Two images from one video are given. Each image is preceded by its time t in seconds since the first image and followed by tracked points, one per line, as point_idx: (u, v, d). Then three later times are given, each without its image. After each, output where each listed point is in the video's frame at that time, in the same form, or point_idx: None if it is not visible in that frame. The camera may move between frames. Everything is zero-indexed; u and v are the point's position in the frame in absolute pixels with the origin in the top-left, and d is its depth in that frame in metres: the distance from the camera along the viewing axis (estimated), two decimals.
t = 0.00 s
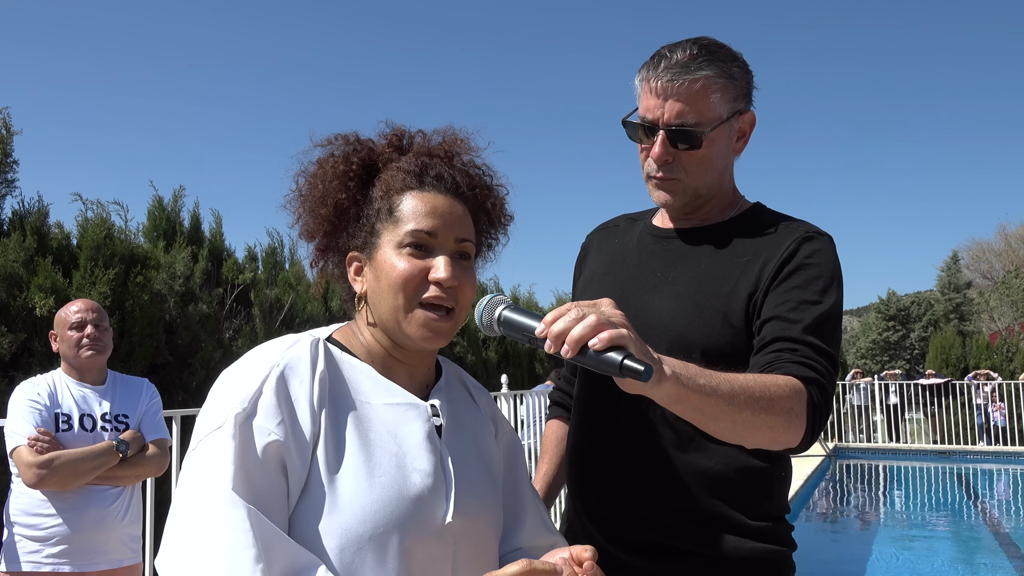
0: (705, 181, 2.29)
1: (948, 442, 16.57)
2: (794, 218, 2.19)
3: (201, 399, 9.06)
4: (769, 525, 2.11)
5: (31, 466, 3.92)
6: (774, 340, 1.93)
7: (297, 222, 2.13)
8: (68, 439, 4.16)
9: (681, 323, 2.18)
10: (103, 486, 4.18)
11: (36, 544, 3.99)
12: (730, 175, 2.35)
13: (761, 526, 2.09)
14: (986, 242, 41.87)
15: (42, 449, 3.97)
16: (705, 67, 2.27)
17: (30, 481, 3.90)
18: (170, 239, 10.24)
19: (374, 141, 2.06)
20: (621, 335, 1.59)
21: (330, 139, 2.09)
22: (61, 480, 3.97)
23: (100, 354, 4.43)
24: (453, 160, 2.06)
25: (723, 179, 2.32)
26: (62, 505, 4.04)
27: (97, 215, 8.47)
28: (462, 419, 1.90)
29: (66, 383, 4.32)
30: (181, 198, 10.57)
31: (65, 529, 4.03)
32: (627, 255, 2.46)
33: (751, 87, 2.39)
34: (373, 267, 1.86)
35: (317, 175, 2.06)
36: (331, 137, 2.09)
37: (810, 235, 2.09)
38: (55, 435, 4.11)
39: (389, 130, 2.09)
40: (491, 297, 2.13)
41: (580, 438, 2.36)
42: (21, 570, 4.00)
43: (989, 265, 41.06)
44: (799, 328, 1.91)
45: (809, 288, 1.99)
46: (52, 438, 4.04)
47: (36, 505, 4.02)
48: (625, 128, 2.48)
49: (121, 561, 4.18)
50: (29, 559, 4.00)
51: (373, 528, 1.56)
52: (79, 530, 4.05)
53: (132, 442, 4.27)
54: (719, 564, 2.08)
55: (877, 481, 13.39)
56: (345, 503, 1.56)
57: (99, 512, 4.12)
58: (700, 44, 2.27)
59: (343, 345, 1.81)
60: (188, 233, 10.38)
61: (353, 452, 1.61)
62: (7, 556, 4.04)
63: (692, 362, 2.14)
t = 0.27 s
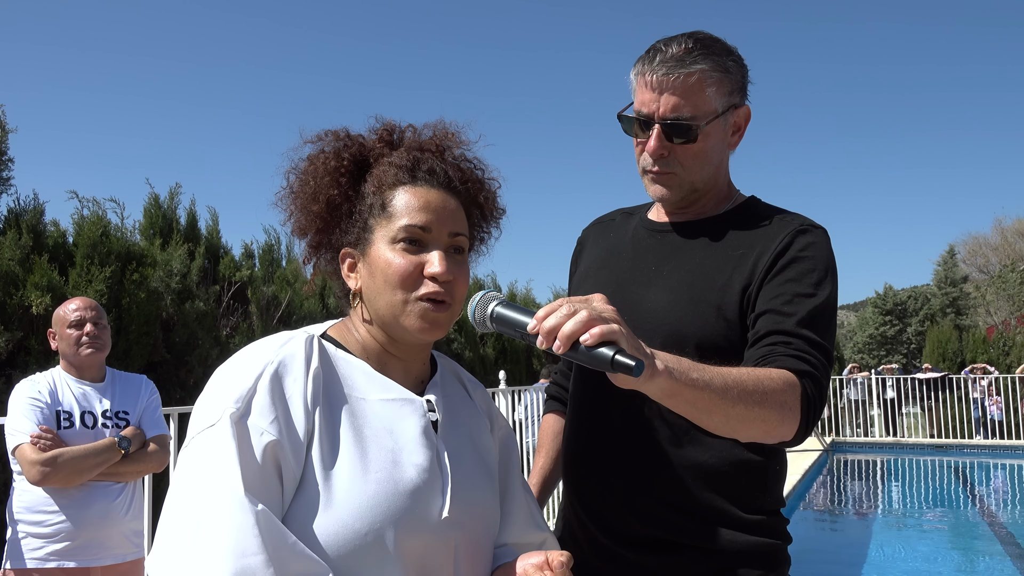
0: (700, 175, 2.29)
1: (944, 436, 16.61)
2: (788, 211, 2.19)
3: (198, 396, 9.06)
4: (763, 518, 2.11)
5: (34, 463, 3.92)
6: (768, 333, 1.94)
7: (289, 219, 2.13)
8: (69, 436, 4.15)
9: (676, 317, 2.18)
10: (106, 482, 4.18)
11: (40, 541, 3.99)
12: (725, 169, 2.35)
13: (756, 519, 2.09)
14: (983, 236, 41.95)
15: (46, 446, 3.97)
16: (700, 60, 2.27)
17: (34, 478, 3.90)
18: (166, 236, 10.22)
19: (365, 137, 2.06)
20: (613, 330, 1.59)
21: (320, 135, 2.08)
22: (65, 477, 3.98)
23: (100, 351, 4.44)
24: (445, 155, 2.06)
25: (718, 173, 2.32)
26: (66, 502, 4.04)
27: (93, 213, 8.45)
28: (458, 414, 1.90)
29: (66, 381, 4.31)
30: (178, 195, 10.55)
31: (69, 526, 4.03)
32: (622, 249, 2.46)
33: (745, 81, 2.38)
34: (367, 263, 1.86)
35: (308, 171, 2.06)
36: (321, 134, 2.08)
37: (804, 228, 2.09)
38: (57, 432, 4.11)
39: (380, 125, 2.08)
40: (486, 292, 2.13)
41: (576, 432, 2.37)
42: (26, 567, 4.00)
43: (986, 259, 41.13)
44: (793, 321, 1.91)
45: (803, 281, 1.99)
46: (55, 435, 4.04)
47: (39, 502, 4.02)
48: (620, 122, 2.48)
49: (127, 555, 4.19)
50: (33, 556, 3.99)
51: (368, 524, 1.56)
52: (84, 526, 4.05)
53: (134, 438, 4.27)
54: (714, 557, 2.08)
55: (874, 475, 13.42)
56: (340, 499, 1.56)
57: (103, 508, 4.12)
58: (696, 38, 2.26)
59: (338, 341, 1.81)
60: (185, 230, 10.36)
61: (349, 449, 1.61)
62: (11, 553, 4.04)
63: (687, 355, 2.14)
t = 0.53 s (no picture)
0: (696, 173, 2.28)
1: (942, 434, 16.63)
2: (784, 209, 2.19)
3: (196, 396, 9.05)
4: (760, 518, 2.11)
5: (40, 463, 3.91)
6: (765, 331, 1.93)
7: (282, 225, 2.12)
8: (73, 436, 4.14)
9: (673, 315, 2.17)
10: (111, 481, 4.18)
11: (45, 540, 3.97)
12: (720, 167, 2.34)
13: (753, 519, 2.09)
14: (980, 234, 42.02)
15: (50, 446, 3.97)
16: (695, 59, 2.26)
17: (39, 477, 3.90)
18: (163, 236, 10.20)
19: (352, 140, 2.05)
20: (608, 329, 1.59)
21: (309, 140, 2.07)
22: (70, 475, 3.98)
23: (102, 352, 4.40)
24: (433, 153, 2.05)
25: (713, 172, 2.32)
26: (70, 501, 4.02)
27: (89, 213, 8.43)
28: (453, 414, 1.90)
29: (69, 381, 4.29)
30: (174, 195, 10.53)
31: (75, 525, 4.01)
32: (618, 247, 2.45)
33: (740, 79, 2.38)
34: (356, 261, 1.85)
35: (298, 177, 2.05)
36: (309, 139, 2.08)
37: (800, 226, 2.09)
38: (61, 432, 4.10)
39: (367, 128, 2.08)
40: (480, 292, 2.13)
41: (572, 432, 2.36)
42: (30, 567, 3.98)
43: (982, 257, 41.20)
44: (790, 318, 1.91)
45: (799, 278, 1.99)
46: (59, 435, 4.04)
47: (43, 502, 4.00)
48: (614, 121, 2.48)
49: (133, 554, 4.18)
50: (37, 556, 3.97)
51: (365, 526, 1.56)
52: (89, 525, 4.04)
53: (137, 437, 4.30)
54: (712, 556, 2.08)
55: (871, 473, 13.43)
56: (335, 501, 1.55)
57: (108, 506, 4.11)
58: (690, 36, 2.25)
59: (331, 342, 1.80)
60: (182, 230, 10.34)
61: (344, 451, 1.60)
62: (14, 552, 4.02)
63: (684, 354, 2.14)
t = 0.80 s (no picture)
0: (690, 173, 2.28)
1: (938, 433, 16.66)
2: (779, 208, 2.18)
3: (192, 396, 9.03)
4: (755, 518, 2.10)
5: (43, 461, 3.86)
6: (761, 331, 1.92)
7: (277, 216, 2.11)
8: (78, 435, 4.11)
9: (668, 315, 2.16)
10: (114, 480, 4.17)
11: (49, 539, 3.94)
12: (715, 167, 2.33)
13: (748, 519, 2.08)
14: (975, 234, 42.10)
15: (54, 445, 3.91)
16: (689, 58, 2.25)
17: (43, 476, 3.86)
18: (159, 236, 10.17)
19: (354, 133, 2.04)
20: (604, 328, 1.57)
21: (309, 131, 2.06)
22: (73, 474, 3.93)
23: (107, 351, 4.38)
24: (436, 154, 2.03)
25: (707, 172, 2.31)
26: (74, 499, 4.00)
27: (85, 212, 8.40)
28: (446, 415, 1.88)
29: (74, 381, 4.27)
30: (170, 194, 10.50)
31: (78, 524, 4.00)
32: (612, 247, 2.44)
33: (735, 78, 2.37)
34: (355, 267, 1.84)
35: (296, 168, 2.04)
36: (310, 129, 2.06)
37: (795, 225, 2.08)
38: (65, 430, 4.06)
39: (369, 121, 2.06)
40: (475, 292, 2.11)
41: (566, 434, 2.35)
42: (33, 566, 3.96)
43: (978, 257, 41.28)
44: (785, 318, 1.90)
45: (795, 278, 1.98)
46: (63, 434, 3.98)
47: (48, 501, 3.97)
48: (608, 121, 2.47)
49: (134, 553, 4.18)
50: (40, 555, 3.93)
51: (360, 527, 1.55)
52: (92, 524, 4.03)
53: (141, 437, 4.26)
54: (706, 556, 2.08)
55: (867, 472, 13.45)
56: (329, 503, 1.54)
57: (111, 506, 4.11)
58: (684, 36, 2.24)
59: (322, 344, 1.79)
60: (177, 230, 10.31)
61: (339, 452, 1.59)
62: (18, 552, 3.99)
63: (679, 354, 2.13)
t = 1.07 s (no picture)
0: (687, 173, 2.26)
1: (935, 434, 16.67)
2: (776, 208, 2.17)
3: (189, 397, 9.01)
4: (755, 521, 2.09)
5: (50, 463, 3.87)
6: (758, 331, 1.91)
7: (277, 218, 2.10)
8: (83, 437, 4.09)
9: (666, 316, 2.15)
10: (121, 481, 4.12)
11: (56, 541, 3.94)
12: (711, 167, 2.33)
13: (748, 521, 2.07)
14: (971, 234, 42.18)
15: (60, 447, 3.92)
16: (684, 58, 2.24)
17: (50, 478, 3.85)
18: (155, 237, 10.15)
19: (353, 132, 2.02)
20: (600, 330, 1.56)
21: (306, 129, 2.04)
22: (80, 475, 3.92)
23: (111, 351, 4.37)
24: (435, 151, 2.01)
25: (705, 172, 2.30)
26: (79, 501, 3.97)
27: (80, 213, 8.38)
28: (447, 417, 1.87)
29: (78, 382, 4.25)
30: (166, 195, 10.48)
31: (85, 525, 3.97)
32: (609, 248, 2.43)
33: (730, 77, 2.36)
34: (352, 264, 1.82)
35: (293, 168, 2.02)
36: (307, 127, 2.04)
37: (792, 224, 2.07)
38: (70, 432, 4.04)
39: (368, 119, 2.04)
40: (471, 293, 2.10)
41: (564, 435, 2.34)
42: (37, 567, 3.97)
43: (974, 257, 41.35)
44: (783, 318, 1.89)
45: (793, 277, 1.97)
46: (68, 436, 3.98)
47: (54, 503, 3.96)
48: (604, 121, 2.46)
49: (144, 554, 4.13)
50: (48, 556, 3.95)
51: (361, 531, 1.53)
52: (98, 526, 4.00)
53: (146, 437, 4.23)
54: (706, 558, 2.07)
55: (865, 473, 13.45)
56: (331, 508, 1.53)
57: (117, 507, 4.07)
58: (679, 35, 2.23)
59: (322, 344, 1.77)
60: (174, 230, 10.29)
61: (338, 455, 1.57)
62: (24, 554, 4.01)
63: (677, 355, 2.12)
